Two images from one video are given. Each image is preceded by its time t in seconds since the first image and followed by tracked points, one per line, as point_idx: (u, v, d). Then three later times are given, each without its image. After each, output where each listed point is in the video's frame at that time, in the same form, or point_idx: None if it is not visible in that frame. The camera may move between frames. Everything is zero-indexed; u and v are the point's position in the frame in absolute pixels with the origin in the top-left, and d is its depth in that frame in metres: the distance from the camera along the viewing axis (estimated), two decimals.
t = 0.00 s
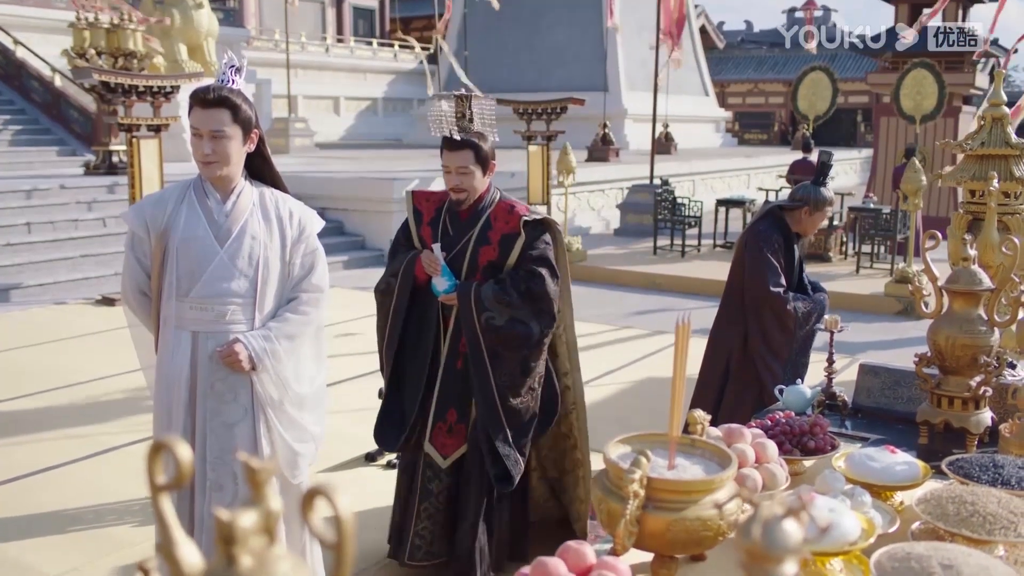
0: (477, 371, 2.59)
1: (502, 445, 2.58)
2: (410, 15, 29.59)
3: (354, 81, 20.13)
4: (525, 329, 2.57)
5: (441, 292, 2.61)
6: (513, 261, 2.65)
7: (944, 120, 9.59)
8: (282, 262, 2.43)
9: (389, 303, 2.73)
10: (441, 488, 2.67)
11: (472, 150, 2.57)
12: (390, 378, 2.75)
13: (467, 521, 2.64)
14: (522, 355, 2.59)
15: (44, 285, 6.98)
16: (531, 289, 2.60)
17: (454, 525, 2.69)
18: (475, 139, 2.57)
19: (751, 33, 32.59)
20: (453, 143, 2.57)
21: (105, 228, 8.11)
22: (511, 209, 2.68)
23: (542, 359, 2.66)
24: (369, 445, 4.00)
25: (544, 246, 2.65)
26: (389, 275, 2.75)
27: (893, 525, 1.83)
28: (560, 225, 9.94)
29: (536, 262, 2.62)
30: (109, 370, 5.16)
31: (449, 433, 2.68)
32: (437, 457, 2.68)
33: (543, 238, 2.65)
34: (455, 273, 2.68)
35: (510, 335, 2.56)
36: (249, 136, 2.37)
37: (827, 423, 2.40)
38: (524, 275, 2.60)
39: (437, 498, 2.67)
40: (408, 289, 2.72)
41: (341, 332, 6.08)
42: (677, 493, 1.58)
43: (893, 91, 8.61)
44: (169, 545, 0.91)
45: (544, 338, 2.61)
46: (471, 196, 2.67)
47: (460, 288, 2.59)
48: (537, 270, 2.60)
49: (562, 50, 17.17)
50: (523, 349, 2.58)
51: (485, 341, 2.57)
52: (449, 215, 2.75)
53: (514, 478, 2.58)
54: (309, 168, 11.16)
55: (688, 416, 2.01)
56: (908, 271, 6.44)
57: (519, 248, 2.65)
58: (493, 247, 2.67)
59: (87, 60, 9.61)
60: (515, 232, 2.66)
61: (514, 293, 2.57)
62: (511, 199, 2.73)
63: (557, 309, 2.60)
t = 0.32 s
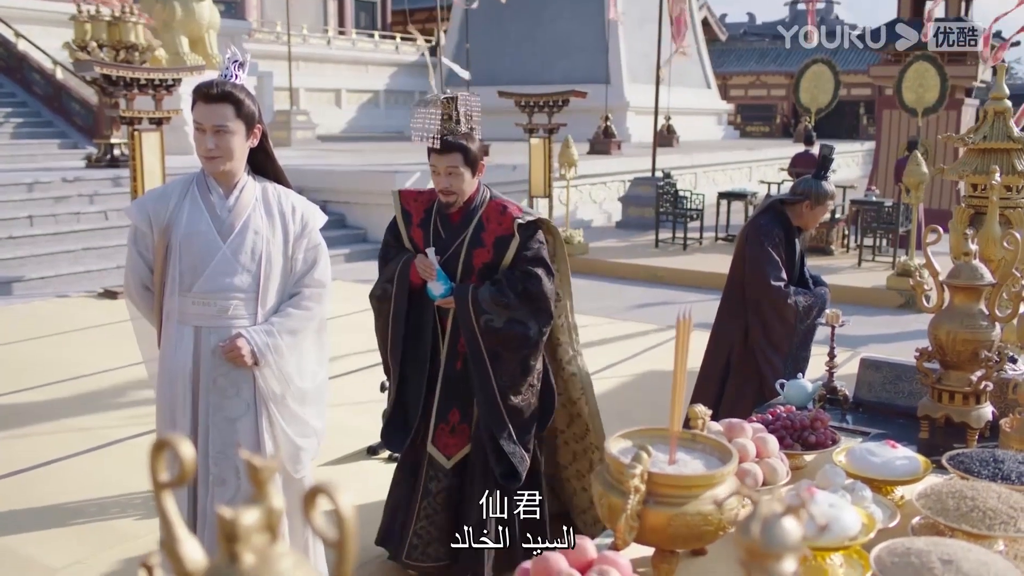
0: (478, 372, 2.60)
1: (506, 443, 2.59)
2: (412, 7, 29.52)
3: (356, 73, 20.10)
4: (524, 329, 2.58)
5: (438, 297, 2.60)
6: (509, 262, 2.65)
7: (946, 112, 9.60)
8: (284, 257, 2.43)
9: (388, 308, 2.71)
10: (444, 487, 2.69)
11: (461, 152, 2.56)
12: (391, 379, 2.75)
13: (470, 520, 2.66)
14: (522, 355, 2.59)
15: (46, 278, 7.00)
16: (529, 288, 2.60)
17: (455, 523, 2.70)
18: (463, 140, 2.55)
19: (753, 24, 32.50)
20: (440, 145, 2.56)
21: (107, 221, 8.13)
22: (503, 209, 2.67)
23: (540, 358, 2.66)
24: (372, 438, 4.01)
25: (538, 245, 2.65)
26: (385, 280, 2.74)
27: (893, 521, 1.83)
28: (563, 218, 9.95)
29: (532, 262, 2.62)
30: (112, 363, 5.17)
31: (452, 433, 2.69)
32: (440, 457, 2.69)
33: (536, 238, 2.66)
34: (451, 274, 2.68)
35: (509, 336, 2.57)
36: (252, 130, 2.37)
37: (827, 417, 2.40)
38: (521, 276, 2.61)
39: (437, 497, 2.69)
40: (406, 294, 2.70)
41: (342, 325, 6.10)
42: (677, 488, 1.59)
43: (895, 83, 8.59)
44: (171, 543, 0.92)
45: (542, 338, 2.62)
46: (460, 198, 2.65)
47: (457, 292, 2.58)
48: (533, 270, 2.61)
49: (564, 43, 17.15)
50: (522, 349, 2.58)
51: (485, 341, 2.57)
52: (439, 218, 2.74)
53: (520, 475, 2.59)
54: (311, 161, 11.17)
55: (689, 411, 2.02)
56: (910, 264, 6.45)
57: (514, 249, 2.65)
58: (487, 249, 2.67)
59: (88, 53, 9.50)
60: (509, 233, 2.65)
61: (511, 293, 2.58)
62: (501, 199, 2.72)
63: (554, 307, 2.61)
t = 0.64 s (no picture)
0: (476, 370, 2.60)
1: (504, 439, 2.60)
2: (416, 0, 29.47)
3: (360, 66, 20.08)
4: (521, 328, 2.58)
5: (434, 296, 2.61)
6: (505, 261, 2.65)
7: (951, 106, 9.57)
8: (290, 253, 2.44)
9: (386, 305, 2.72)
10: (445, 483, 2.69)
11: (456, 151, 2.56)
12: (390, 376, 2.76)
13: (469, 515, 2.67)
14: (519, 352, 2.59)
15: (51, 272, 7.02)
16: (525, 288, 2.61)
17: (456, 519, 2.71)
18: (459, 140, 2.55)
19: (758, 18, 32.40)
20: (434, 146, 2.56)
21: (111, 215, 8.14)
22: (499, 208, 2.67)
23: (537, 355, 2.66)
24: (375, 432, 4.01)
25: (536, 244, 2.65)
26: (382, 278, 2.74)
27: (896, 517, 1.84)
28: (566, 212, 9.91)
29: (528, 261, 2.62)
30: (117, 357, 5.19)
31: (450, 429, 2.69)
32: (438, 452, 2.69)
33: (534, 236, 2.65)
34: (447, 271, 2.68)
35: (506, 334, 2.57)
36: (258, 127, 2.37)
37: (831, 413, 2.41)
38: (517, 274, 2.61)
39: (438, 492, 2.70)
40: (404, 293, 2.71)
41: (346, 318, 6.11)
42: (680, 483, 1.60)
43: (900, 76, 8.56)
44: (177, 539, 0.93)
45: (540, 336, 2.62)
46: (455, 197, 2.66)
47: (454, 290, 2.60)
48: (530, 269, 2.60)
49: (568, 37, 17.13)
50: (519, 348, 2.59)
51: (483, 339, 2.58)
52: (435, 216, 2.73)
53: (519, 469, 2.60)
54: (315, 154, 11.16)
55: (693, 406, 2.02)
56: (914, 258, 6.45)
57: (510, 247, 2.65)
58: (483, 248, 2.67)
59: (91, 47, 9.30)
60: (505, 232, 2.66)
61: (508, 293, 2.59)
62: (496, 197, 2.71)
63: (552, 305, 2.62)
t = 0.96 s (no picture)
0: (475, 364, 2.61)
1: (502, 434, 2.60)
2: None
3: (363, 61, 20.06)
4: (522, 322, 2.59)
5: (436, 288, 2.62)
6: (507, 254, 2.65)
7: (956, 101, 9.54)
8: (294, 250, 2.44)
9: (386, 299, 2.73)
10: (444, 478, 2.70)
11: (460, 143, 2.56)
12: (391, 371, 2.77)
13: (468, 510, 2.67)
14: (519, 347, 2.60)
15: (55, 267, 7.03)
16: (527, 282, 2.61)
17: (456, 513, 2.72)
18: (462, 131, 2.56)
19: (763, 12, 32.32)
20: (441, 138, 2.56)
21: (115, 210, 8.16)
22: (501, 201, 2.66)
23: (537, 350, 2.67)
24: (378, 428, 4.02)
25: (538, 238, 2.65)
26: (383, 271, 2.74)
27: (899, 514, 1.84)
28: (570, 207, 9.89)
29: (529, 254, 2.62)
30: (121, 352, 5.20)
31: (448, 423, 2.70)
32: (436, 447, 2.70)
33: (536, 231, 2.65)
34: (449, 265, 2.68)
35: (507, 328, 2.58)
36: (262, 124, 2.38)
37: (833, 410, 2.41)
38: (518, 268, 2.62)
39: (439, 486, 2.70)
40: (404, 287, 2.72)
41: (349, 313, 6.12)
42: (684, 482, 1.60)
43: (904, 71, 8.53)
44: (182, 538, 0.93)
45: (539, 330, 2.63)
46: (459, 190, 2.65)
47: (455, 284, 2.60)
48: (531, 263, 2.61)
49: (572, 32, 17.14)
50: (519, 342, 2.59)
51: (483, 332, 2.59)
52: (437, 209, 2.73)
53: (516, 464, 2.61)
54: (318, 149, 11.17)
55: (694, 404, 2.03)
56: (918, 254, 6.43)
57: (512, 240, 2.65)
58: (485, 241, 2.67)
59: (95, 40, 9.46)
60: (507, 225, 2.65)
61: (510, 286, 2.59)
62: (499, 191, 2.71)
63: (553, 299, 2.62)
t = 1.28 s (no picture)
0: (477, 357, 2.61)
1: (502, 428, 2.61)
2: None
3: (366, 56, 20.03)
4: (525, 314, 2.60)
5: (439, 278, 2.61)
6: (511, 245, 2.66)
7: (960, 97, 9.51)
8: (289, 246, 2.45)
9: (389, 292, 2.73)
10: (445, 472, 2.70)
11: (467, 133, 2.56)
12: (392, 365, 2.77)
13: (470, 505, 2.68)
14: (521, 339, 2.61)
15: (58, 263, 7.05)
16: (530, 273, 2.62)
17: (457, 508, 2.72)
18: (469, 121, 2.56)
19: (766, 8, 32.23)
20: (448, 126, 2.56)
21: (118, 206, 8.17)
22: (507, 193, 2.67)
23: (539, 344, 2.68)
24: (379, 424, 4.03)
25: (543, 229, 2.66)
26: (386, 264, 2.75)
27: (900, 512, 1.85)
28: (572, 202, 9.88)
29: (534, 246, 2.63)
30: (123, 348, 5.21)
31: (447, 417, 2.70)
32: (434, 440, 2.70)
33: (541, 223, 2.66)
34: (454, 256, 2.69)
35: (510, 319, 2.59)
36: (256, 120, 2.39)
37: (834, 408, 2.41)
38: (522, 259, 2.62)
39: (441, 482, 2.70)
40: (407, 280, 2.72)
41: (351, 309, 6.13)
42: (685, 479, 1.60)
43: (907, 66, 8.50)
44: (186, 538, 0.94)
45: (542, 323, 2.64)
46: (466, 180, 2.65)
47: (459, 274, 2.60)
48: (536, 254, 2.62)
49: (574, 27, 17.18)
50: (521, 335, 2.60)
51: (485, 323, 2.59)
52: (444, 200, 2.74)
53: (515, 459, 2.61)
54: (321, 145, 11.16)
55: (697, 401, 2.03)
56: (921, 250, 6.41)
57: (517, 231, 2.65)
58: (490, 231, 2.67)
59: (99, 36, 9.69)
60: (513, 215, 2.66)
61: (514, 277, 2.60)
62: (505, 184, 2.72)
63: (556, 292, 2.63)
